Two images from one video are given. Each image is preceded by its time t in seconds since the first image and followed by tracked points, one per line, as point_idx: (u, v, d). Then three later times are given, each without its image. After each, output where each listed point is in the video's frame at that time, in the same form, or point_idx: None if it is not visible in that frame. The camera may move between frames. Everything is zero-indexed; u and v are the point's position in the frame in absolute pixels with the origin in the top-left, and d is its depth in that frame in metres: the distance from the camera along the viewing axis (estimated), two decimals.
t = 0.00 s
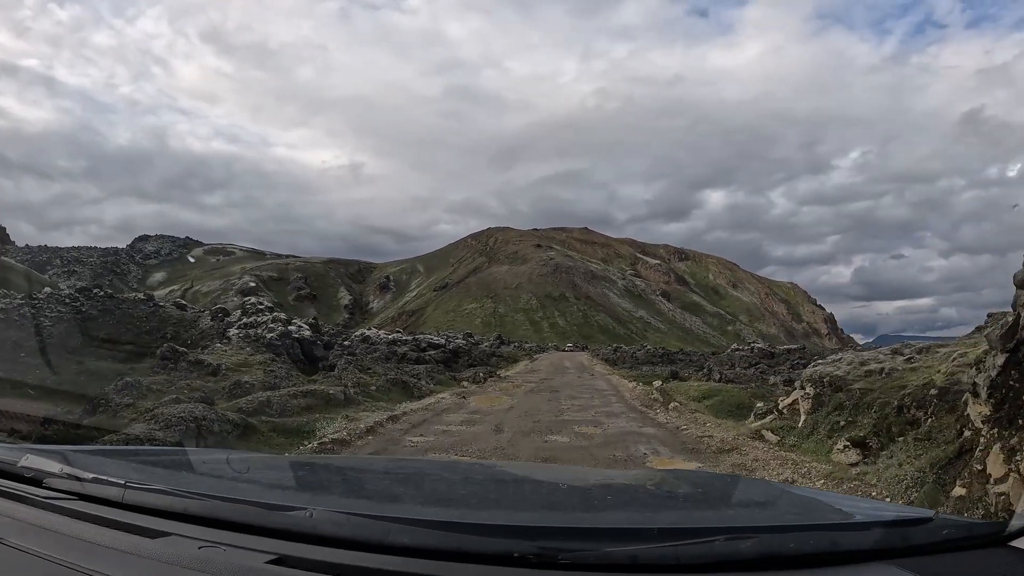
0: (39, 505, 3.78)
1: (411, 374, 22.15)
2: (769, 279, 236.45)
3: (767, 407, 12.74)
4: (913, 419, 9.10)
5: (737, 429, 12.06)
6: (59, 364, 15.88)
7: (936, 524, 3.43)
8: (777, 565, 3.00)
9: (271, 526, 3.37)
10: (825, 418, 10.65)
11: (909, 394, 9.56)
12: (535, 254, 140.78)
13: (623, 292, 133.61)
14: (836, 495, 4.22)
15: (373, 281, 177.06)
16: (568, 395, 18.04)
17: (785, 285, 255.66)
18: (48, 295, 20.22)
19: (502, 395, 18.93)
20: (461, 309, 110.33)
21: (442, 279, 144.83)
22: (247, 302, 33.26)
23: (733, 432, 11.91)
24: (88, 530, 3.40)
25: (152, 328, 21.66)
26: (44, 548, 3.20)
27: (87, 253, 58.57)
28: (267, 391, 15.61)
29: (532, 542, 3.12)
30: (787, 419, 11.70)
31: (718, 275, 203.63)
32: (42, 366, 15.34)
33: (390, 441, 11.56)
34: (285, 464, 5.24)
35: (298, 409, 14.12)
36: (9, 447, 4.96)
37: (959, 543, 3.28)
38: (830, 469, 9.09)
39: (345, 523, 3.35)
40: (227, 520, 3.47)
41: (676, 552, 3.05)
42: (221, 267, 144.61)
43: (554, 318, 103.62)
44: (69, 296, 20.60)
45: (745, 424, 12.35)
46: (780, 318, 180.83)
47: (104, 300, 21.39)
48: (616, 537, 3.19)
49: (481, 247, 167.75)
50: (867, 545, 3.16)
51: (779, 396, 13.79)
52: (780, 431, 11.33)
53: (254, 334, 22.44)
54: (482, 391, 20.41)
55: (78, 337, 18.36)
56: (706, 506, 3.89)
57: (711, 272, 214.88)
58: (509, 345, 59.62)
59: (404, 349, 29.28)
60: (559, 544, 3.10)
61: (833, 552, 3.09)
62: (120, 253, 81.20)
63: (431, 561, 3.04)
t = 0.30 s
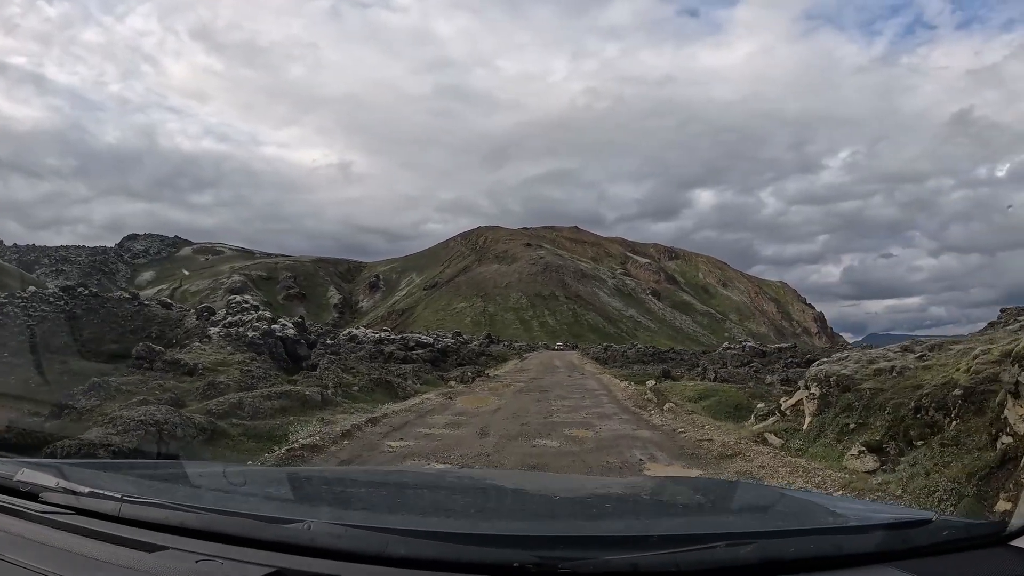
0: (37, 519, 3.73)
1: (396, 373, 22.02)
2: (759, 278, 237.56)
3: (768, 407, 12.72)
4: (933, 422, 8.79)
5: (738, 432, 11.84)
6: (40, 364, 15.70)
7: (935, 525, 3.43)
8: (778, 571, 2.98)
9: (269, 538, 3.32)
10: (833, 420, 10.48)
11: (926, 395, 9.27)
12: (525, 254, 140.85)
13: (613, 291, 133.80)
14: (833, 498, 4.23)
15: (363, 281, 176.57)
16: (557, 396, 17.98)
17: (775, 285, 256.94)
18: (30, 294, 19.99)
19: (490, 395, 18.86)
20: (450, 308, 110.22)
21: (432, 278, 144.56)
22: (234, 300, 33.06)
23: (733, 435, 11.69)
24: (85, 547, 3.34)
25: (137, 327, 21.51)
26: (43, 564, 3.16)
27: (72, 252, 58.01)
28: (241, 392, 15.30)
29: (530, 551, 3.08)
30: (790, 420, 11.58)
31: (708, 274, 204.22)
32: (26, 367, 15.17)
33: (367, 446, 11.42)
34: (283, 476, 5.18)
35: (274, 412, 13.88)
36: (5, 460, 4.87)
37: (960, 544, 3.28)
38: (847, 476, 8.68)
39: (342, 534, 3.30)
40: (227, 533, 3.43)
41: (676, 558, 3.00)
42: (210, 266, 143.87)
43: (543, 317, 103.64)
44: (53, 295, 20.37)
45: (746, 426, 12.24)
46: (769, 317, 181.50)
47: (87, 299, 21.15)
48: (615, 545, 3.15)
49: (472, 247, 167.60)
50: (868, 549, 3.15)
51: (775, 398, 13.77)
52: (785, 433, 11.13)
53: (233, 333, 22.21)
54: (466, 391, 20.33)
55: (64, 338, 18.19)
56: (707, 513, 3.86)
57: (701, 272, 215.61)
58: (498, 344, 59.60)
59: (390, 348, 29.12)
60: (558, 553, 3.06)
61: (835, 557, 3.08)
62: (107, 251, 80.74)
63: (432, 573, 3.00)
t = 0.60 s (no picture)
0: (53, 533, 3.79)
1: (381, 376, 21.66)
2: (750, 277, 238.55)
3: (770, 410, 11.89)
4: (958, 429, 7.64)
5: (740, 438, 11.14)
6: (24, 366, 15.63)
7: (947, 497, 3.51)
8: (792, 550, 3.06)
9: (285, 539, 3.39)
10: (844, 424, 9.52)
11: (947, 397, 8.14)
12: (516, 253, 140.84)
13: (604, 290, 134.01)
14: (842, 475, 4.32)
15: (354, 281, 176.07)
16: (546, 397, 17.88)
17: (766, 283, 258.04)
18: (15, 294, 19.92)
19: (480, 396, 18.81)
20: (441, 307, 110.12)
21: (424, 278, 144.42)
22: (221, 300, 32.68)
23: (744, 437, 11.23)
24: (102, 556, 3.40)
25: (122, 328, 21.34)
26: None
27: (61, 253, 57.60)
28: (218, 396, 14.66)
29: (546, 539, 3.16)
30: (796, 424, 10.75)
31: (699, 273, 204.87)
32: (10, 370, 15.12)
33: (348, 454, 10.97)
34: (294, 476, 5.24)
35: (249, 417, 13.34)
36: (11, 475, 4.88)
37: (969, 514, 3.37)
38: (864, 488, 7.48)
39: (357, 531, 3.37)
40: (242, 536, 3.49)
41: (691, 540, 3.07)
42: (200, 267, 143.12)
43: (534, 316, 103.61)
44: (38, 296, 20.29)
45: (750, 432, 11.53)
46: (759, 316, 182.28)
47: (73, 300, 21.06)
48: (626, 530, 3.22)
49: (464, 246, 167.42)
50: (878, 522, 3.26)
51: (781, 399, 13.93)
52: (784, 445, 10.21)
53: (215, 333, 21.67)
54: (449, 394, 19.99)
55: (53, 341, 18.03)
56: (720, 494, 3.95)
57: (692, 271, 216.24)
58: (488, 343, 59.51)
59: (378, 348, 28.99)
60: (574, 539, 3.14)
61: (846, 532, 3.18)
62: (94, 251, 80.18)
63: (447, 565, 3.07)
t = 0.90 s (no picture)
0: (39, 518, 3.77)
1: (364, 377, 21.36)
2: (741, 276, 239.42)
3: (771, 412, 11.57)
4: (976, 432, 7.26)
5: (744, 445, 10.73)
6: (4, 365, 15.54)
7: (937, 510, 3.49)
8: (780, 558, 3.04)
9: (273, 532, 3.35)
10: (850, 429, 9.24)
11: (964, 400, 7.68)
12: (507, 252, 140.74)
13: (595, 289, 134.05)
14: (832, 485, 4.29)
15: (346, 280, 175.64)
16: (532, 399, 17.65)
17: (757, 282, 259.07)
18: None
19: (465, 398, 18.64)
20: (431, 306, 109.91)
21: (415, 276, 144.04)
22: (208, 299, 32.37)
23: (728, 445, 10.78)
24: (88, 543, 3.37)
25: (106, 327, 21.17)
26: (47, 563, 3.18)
27: (48, 250, 57.05)
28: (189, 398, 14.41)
29: (534, 540, 3.11)
30: (799, 429, 10.51)
31: (690, 271, 205.13)
32: None
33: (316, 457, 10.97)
34: (283, 469, 5.18)
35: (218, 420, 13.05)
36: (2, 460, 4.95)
37: (957, 530, 3.33)
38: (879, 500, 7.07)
39: (345, 526, 3.33)
40: (231, 528, 3.45)
41: (680, 546, 3.05)
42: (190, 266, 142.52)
43: (524, 316, 103.62)
44: (21, 296, 20.22)
45: (749, 437, 11.30)
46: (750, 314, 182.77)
47: (56, 299, 20.95)
48: (615, 533, 3.18)
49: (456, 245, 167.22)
50: (868, 535, 3.23)
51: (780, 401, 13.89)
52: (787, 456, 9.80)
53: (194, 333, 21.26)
54: (432, 395, 19.78)
55: (36, 341, 17.78)
56: (712, 500, 3.92)
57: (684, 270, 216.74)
58: (479, 342, 59.42)
59: (365, 347, 28.74)
60: (563, 541, 3.10)
61: (837, 542, 3.15)
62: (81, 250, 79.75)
63: (436, 564, 3.01)
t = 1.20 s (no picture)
0: (36, 481, 3.86)
1: (345, 379, 20.99)
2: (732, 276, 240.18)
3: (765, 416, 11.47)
4: (989, 439, 7.10)
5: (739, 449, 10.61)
6: None
7: (927, 541, 3.36)
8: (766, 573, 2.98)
9: (263, 510, 3.32)
10: (850, 434, 9.15)
11: (976, 404, 7.66)
12: (498, 252, 140.54)
13: (586, 289, 134.15)
14: (827, 506, 4.18)
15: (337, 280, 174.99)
16: (517, 401, 17.49)
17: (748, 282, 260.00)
18: None
19: (450, 399, 18.55)
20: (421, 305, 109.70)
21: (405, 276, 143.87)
22: (193, 300, 32.06)
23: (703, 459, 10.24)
24: (80, 508, 3.44)
25: (90, 331, 20.93)
26: (40, 525, 3.24)
27: (35, 248, 56.60)
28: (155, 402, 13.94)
29: (521, 539, 3.05)
30: (794, 433, 10.39)
31: (680, 271, 205.64)
32: None
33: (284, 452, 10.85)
34: (279, 448, 5.15)
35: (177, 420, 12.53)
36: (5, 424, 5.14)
37: (947, 561, 3.20)
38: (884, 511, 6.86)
39: (337, 510, 3.26)
40: (221, 503, 3.45)
41: (668, 555, 3.00)
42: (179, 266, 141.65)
43: (513, 315, 103.52)
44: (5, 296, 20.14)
45: (740, 441, 11.17)
46: (740, 314, 183.39)
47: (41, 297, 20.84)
48: (603, 538, 3.12)
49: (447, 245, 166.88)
50: (856, 558, 3.15)
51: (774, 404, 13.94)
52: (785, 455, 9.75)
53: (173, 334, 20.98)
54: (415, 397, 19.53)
55: (18, 341, 17.50)
56: (702, 513, 3.85)
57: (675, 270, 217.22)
58: (467, 342, 59.27)
59: (350, 348, 28.44)
60: (551, 542, 3.03)
61: (824, 564, 3.07)
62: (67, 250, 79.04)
63: (421, 554, 2.95)
